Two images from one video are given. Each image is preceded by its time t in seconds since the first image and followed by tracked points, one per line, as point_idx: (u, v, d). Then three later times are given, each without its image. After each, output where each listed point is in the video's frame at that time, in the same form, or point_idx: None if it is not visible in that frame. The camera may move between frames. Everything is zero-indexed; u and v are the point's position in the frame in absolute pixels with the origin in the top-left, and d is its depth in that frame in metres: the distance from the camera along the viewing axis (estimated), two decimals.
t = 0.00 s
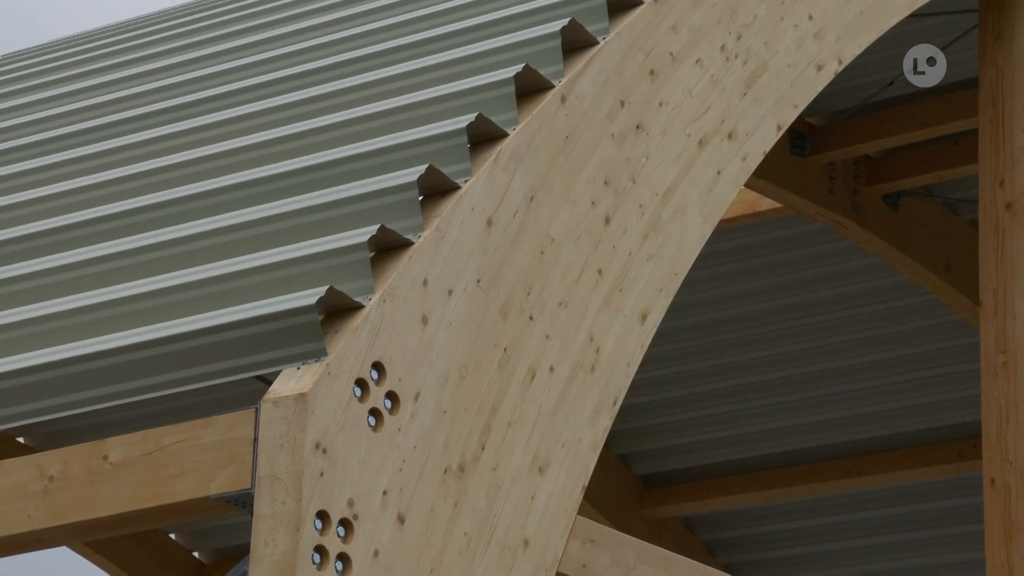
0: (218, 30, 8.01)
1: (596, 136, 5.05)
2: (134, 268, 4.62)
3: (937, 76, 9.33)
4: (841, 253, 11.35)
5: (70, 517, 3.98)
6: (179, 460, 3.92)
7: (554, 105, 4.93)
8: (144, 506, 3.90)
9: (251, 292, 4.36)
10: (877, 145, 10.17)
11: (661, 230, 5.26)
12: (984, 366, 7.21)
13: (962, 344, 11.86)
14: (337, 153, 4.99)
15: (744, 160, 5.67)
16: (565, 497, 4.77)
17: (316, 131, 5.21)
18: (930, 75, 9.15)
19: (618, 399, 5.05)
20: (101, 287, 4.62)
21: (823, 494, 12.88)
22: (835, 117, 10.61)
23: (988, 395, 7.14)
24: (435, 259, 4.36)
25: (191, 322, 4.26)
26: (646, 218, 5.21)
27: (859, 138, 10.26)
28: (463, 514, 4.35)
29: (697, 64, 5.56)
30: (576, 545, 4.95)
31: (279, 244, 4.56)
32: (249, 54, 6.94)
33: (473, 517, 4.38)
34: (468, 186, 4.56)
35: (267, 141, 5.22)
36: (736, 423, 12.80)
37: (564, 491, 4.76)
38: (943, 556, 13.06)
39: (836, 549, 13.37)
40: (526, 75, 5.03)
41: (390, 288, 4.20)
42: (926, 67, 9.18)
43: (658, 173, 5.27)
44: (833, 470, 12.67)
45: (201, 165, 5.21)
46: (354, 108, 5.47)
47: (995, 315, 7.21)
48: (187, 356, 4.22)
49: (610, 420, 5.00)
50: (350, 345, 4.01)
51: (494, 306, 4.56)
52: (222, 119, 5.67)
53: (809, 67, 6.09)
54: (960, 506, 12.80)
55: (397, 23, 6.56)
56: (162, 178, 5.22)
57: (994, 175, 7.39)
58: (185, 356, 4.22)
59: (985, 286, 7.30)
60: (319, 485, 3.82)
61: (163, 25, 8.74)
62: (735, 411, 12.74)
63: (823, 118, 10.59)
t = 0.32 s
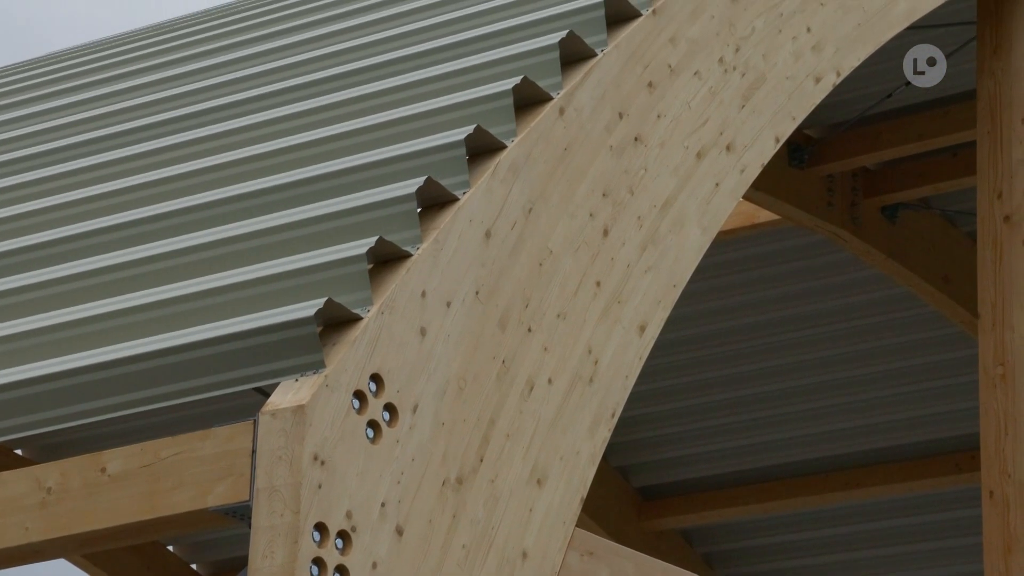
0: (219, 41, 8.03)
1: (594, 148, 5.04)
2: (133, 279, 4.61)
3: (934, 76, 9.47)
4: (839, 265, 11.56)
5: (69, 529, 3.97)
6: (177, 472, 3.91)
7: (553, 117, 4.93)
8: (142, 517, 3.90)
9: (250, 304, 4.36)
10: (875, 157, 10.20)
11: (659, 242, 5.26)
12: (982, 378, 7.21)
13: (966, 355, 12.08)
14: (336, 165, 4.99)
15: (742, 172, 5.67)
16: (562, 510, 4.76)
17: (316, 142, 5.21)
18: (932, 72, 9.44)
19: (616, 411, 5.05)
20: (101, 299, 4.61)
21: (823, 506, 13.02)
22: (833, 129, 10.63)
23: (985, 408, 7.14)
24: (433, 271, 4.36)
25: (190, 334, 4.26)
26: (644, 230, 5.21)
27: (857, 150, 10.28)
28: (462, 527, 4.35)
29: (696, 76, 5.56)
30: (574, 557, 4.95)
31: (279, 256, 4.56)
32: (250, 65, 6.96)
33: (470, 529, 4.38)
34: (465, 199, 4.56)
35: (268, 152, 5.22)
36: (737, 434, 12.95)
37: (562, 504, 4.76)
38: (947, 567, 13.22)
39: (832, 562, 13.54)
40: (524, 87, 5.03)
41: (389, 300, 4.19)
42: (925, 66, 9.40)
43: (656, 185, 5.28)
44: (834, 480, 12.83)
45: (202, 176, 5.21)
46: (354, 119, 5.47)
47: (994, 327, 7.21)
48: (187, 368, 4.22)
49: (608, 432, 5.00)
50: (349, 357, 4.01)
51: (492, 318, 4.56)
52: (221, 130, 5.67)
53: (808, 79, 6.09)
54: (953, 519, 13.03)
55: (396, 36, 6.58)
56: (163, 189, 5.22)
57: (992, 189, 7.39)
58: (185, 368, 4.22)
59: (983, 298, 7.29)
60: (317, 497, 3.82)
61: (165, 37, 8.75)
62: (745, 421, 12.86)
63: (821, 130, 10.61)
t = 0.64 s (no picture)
0: (220, 52, 8.04)
1: (593, 160, 5.05)
2: (133, 291, 4.61)
3: (934, 76, 9.08)
4: (837, 276, 11.61)
5: (68, 541, 3.98)
6: (176, 484, 3.91)
7: (551, 128, 4.93)
8: (141, 529, 3.90)
9: (248, 315, 4.35)
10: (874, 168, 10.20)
11: (657, 253, 5.27)
12: (981, 390, 7.21)
13: (965, 366, 12.15)
14: (336, 176, 4.99)
15: (741, 183, 5.69)
16: (561, 521, 4.77)
17: (315, 154, 5.21)
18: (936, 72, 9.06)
19: (615, 422, 5.05)
20: (101, 311, 4.62)
21: (822, 518, 13.12)
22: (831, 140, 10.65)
23: (984, 419, 7.14)
24: (432, 283, 4.35)
25: (188, 346, 4.26)
26: (643, 241, 5.21)
27: (856, 162, 10.29)
28: (461, 538, 4.35)
29: (694, 88, 5.56)
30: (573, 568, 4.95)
31: (278, 267, 4.56)
32: (250, 77, 6.96)
33: (469, 541, 4.38)
34: (464, 210, 4.55)
35: (268, 163, 5.22)
36: (738, 445, 13.02)
37: (561, 516, 4.76)
38: None
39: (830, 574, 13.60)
40: (523, 98, 5.03)
41: (388, 311, 4.18)
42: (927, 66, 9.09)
43: (655, 197, 5.28)
44: (834, 491, 12.92)
45: (202, 188, 5.21)
46: (354, 131, 5.48)
47: (992, 339, 7.22)
48: (185, 380, 4.22)
49: (607, 443, 5.01)
50: (348, 368, 4.00)
51: (492, 329, 4.57)
52: (221, 141, 5.67)
53: (806, 90, 6.10)
54: (951, 531, 13.10)
55: (396, 47, 6.58)
56: (163, 201, 5.23)
57: (991, 201, 7.40)
58: (184, 380, 4.22)
59: (982, 310, 7.30)
60: (316, 509, 3.82)
61: (168, 47, 8.77)
62: (746, 431, 12.92)
63: (819, 142, 10.62)
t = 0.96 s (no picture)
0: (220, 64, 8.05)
1: (592, 172, 5.05)
2: (133, 302, 4.61)
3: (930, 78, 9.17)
4: (835, 288, 11.62)
5: (67, 553, 3.97)
6: (175, 496, 3.90)
7: (550, 140, 4.92)
8: (140, 541, 3.89)
9: (248, 327, 4.35)
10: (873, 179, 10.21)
11: (656, 265, 5.27)
12: (980, 402, 7.21)
13: (962, 378, 12.15)
14: (336, 188, 4.98)
15: (739, 196, 5.70)
16: (560, 533, 4.77)
17: (315, 165, 5.21)
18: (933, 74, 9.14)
19: (614, 434, 5.06)
20: (101, 322, 4.62)
21: (820, 529, 13.19)
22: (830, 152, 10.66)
23: (984, 432, 7.13)
24: (431, 294, 4.35)
25: (187, 357, 4.25)
26: (643, 253, 5.22)
27: (855, 174, 10.30)
28: (460, 550, 4.34)
29: (693, 100, 5.56)
30: None
31: (278, 279, 4.56)
32: (251, 88, 6.96)
33: (468, 553, 4.37)
34: (464, 221, 4.55)
35: (268, 174, 5.22)
36: (738, 457, 13.05)
37: (559, 527, 4.77)
38: None
39: None
40: (522, 110, 5.03)
41: (387, 324, 4.18)
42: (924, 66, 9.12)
43: (654, 209, 5.28)
44: (832, 503, 12.98)
45: (204, 199, 5.21)
46: (354, 142, 5.48)
47: (991, 351, 7.22)
48: (185, 392, 4.21)
49: (606, 455, 5.01)
50: (347, 380, 4.00)
51: (491, 341, 4.57)
52: (222, 153, 5.68)
53: (805, 103, 6.10)
54: (951, 544, 13.10)
55: (395, 59, 6.58)
56: (165, 212, 5.23)
57: (990, 214, 7.40)
58: (184, 391, 4.21)
59: (982, 322, 7.30)
60: (315, 521, 3.81)
61: (168, 59, 8.78)
62: (746, 443, 12.96)
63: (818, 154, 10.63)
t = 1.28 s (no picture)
0: (218, 77, 8.05)
1: (592, 183, 5.05)
2: (134, 314, 4.61)
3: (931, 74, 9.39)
4: (831, 301, 11.70)
5: (65, 566, 3.97)
6: (173, 508, 3.90)
7: (550, 152, 4.92)
8: (137, 554, 3.89)
9: (248, 338, 4.35)
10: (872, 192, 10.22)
11: (655, 277, 5.27)
12: (979, 415, 7.19)
13: (961, 392, 12.20)
14: (336, 199, 4.98)
15: (738, 208, 5.71)
16: (559, 545, 4.76)
17: (315, 177, 5.20)
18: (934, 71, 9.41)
19: (613, 445, 5.05)
20: (101, 334, 4.62)
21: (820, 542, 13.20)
22: (829, 164, 10.67)
23: (983, 444, 7.13)
24: (431, 305, 4.35)
25: (186, 369, 4.25)
26: (642, 265, 5.22)
27: (853, 187, 10.31)
28: (459, 562, 4.33)
29: (693, 112, 5.56)
30: None
31: (279, 290, 4.56)
32: (250, 100, 6.97)
33: (467, 564, 4.36)
34: (463, 232, 4.55)
35: (269, 186, 5.22)
36: (741, 466, 13.07)
37: (559, 539, 4.77)
38: None
39: None
40: (522, 122, 5.03)
41: (386, 334, 4.18)
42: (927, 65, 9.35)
43: (653, 220, 5.28)
44: (833, 516, 13.00)
45: (203, 211, 5.21)
46: (354, 154, 5.48)
47: (990, 363, 7.23)
48: (187, 403, 4.21)
49: (605, 467, 5.02)
50: (346, 392, 3.99)
51: (490, 353, 4.57)
52: (222, 164, 5.68)
53: (803, 115, 6.11)
54: (950, 556, 13.17)
55: (395, 71, 6.59)
56: (165, 223, 5.23)
57: (989, 224, 7.41)
58: (185, 403, 4.21)
59: (982, 334, 7.30)
60: (314, 533, 3.79)
61: (167, 72, 8.78)
62: (747, 456, 13.02)
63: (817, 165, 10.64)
